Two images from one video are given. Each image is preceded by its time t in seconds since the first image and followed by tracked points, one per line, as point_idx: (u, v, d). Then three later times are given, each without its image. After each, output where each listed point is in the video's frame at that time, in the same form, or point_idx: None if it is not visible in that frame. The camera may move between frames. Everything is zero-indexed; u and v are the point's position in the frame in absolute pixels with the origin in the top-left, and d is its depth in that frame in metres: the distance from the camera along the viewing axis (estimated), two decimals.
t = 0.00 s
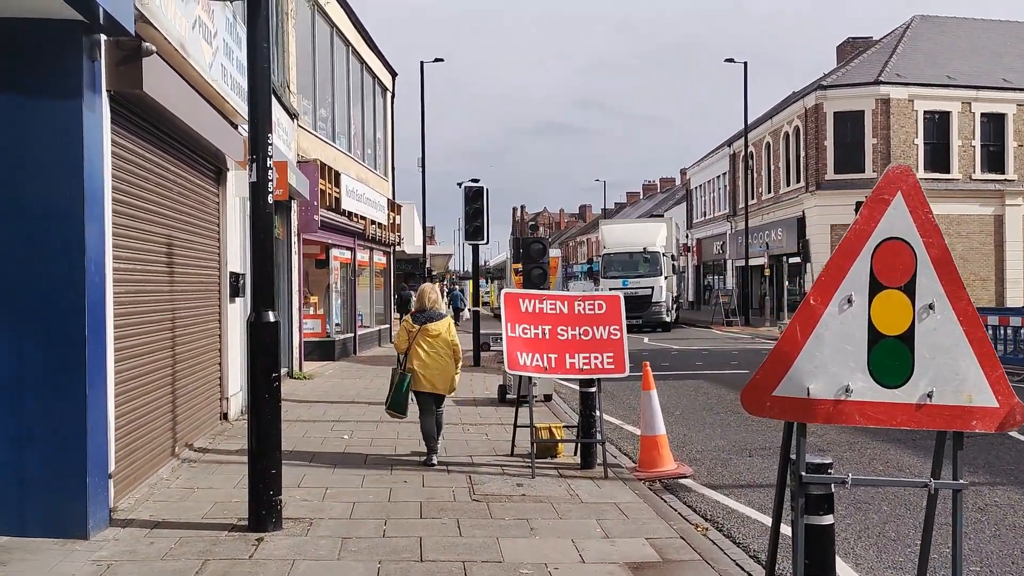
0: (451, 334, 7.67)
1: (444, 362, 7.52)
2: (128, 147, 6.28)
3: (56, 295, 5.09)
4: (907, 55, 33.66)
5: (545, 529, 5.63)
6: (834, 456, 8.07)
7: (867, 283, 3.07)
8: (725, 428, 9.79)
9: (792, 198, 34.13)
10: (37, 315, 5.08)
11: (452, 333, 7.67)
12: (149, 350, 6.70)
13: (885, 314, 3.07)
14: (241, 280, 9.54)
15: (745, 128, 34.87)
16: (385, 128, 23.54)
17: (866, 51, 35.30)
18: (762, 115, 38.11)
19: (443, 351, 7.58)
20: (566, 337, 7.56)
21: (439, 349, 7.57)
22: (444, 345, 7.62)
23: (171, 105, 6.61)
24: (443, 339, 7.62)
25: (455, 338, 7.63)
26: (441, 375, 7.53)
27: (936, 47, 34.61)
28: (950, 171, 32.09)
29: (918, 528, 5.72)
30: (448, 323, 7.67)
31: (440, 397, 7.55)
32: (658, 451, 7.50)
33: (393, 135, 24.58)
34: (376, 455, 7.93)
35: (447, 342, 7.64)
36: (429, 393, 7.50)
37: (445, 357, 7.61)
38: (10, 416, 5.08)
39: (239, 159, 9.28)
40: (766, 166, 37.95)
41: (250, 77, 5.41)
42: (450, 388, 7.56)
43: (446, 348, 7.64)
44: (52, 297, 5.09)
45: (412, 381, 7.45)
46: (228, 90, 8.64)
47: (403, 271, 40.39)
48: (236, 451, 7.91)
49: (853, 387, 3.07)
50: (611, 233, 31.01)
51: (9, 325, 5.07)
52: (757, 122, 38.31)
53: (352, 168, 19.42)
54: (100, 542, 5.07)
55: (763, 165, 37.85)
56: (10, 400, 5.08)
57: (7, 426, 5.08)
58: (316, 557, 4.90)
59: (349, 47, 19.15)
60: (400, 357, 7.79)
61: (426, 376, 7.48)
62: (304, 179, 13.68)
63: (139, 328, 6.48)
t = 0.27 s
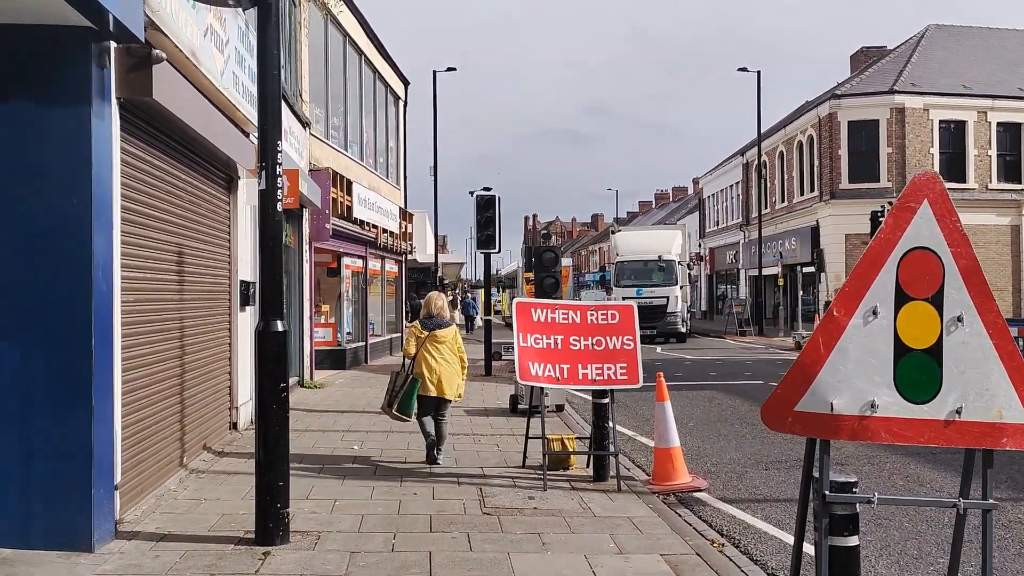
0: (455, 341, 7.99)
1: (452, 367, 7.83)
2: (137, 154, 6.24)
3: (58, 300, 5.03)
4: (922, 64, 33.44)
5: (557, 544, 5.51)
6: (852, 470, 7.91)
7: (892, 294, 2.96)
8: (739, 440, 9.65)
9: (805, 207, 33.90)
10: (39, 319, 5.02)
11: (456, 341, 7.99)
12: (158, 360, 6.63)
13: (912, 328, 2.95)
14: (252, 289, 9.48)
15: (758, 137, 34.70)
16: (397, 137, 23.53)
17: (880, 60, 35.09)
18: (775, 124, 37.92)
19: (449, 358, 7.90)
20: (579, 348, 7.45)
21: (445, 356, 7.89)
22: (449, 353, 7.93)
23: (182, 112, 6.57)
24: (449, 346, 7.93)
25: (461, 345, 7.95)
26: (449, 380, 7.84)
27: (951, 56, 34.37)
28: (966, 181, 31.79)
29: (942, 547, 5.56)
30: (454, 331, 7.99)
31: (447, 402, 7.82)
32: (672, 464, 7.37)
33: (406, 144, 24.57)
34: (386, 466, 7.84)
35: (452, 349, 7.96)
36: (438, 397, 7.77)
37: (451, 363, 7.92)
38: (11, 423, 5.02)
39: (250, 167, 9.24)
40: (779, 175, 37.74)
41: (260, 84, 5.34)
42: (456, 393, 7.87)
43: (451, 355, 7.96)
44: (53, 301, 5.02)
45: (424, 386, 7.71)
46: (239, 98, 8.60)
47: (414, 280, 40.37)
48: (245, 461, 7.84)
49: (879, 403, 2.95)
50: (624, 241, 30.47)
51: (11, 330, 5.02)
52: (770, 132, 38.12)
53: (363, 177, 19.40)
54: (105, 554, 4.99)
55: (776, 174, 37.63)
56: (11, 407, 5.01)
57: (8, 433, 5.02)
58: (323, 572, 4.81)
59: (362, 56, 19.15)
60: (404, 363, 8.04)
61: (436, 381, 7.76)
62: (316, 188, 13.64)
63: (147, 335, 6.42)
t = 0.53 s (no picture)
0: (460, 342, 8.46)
1: (457, 366, 8.31)
2: (150, 153, 6.19)
3: (58, 298, 4.98)
4: (940, 65, 33.11)
5: (571, 550, 5.42)
6: (872, 476, 7.77)
7: (923, 297, 2.85)
8: (755, 444, 9.52)
9: (821, 209, 33.64)
10: (39, 319, 4.98)
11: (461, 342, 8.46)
12: (169, 360, 6.58)
13: (943, 333, 2.85)
14: (264, 289, 9.43)
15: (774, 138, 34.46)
16: (411, 137, 23.49)
17: (898, 61, 34.79)
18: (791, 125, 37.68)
19: (455, 358, 8.38)
20: (593, 350, 7.35)
21: (451, 356, 8.35)
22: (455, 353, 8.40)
23: (194, 111, 6.52)
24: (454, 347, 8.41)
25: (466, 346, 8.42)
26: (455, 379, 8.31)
27: (969, 56, 34.02)
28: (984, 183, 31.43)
29: (966, 556, 5.43)
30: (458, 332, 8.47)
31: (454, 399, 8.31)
32: (688, 469, 7.26)
33: (419, 145, 24.54)
34: (398, 468, 7.75)
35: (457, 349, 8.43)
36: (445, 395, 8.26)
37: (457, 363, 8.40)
38: (12, 423, 4.98)
39: (263, 166, 9.19)
40: (795, 176, 37.48)
41: (273, 81, 5.28)
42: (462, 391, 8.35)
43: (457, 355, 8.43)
44: (52, 300, 4.98)
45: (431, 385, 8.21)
46: (252, 97, 8.55)
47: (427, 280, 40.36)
48: (256, 462, 7.78)
49: (909, 410, 2.84)
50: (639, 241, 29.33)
51: (11, 330, 4.98)
52: (786, 133, 37.87)
53: (377, 177, 19.37)
54: (115, 557, 4.94)
55: (792, 175, 37.39)
56: (16, 408, 4.97)
57: (9, 434, 4.98)
58: None
59: (376, 56, 19.11)
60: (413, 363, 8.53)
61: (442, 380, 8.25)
62: (330, 188, 13.60)
63: (159, 336, 6.38)
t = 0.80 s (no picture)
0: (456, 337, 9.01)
1: (453, 360, 8.84)
2: (154, 149, 6.10)
3: (58, 297, 4.90)
4: (949, 65, 32.91)
5: (582, 554, 5.31)
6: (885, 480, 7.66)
7: (955, 297, 2.75)
8: (766, 446, 9.41)
9: (829, 209, 33.46)
10: (39, 319, 4.90)
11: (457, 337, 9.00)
12: (174, 359, 6.50)
13: (975, 334, 2.74)
14: (269, 287, 9.35)
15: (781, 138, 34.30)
16: (417, 135, 23.41)
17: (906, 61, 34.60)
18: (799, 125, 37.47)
19: (451, 353, 8.92)
20: (603, 350, 7.25)
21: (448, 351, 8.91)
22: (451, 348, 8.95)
23: (200, 106, 6.43)
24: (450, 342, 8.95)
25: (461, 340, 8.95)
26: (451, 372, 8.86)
27: (978, 56, 33.82)
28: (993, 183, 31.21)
29: (984, 562, 5.31)
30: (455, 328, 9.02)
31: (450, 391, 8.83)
32: (698, 471, 7.15)
33: (425, 143, 24.43)
34: (404, 469, 7.66)
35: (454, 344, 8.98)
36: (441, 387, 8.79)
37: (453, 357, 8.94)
38: (12, 424, 4.90)
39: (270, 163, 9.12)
40: (802, 176, 37.30)
41: (281, 76, 5.19)
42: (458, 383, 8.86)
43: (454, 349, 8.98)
44: (52, 298, 4.90)
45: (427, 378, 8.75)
46: (259, 92, 8.47)
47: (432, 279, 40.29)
48: (262, 462, 7.70)
49: (939, 415, 2.75)
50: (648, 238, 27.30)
51: (10, 330, 4.91)
52: (794, 132, 37.70)
53: (383, 175, 19.29)
54: (119, 558, 4.86)
55: (799, 175, 37.16)
56: (18, 408, 4.90)
57: (8, 434, 4.90)
58: None
59: (382, 53, 19.03)
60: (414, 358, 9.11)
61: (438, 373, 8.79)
62: (336, 186, 13.52)
63: (164, 334, 6.30)
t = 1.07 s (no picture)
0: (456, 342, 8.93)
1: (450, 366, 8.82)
2: (155, 148, 5.99)
3: (57, 297, 4.79)
4: (946, 67, 32.91)
5: (592, 562, 5.21)
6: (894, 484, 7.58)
7: (992, 301, 2.64)
8: (771, 449, 9.34)
9: (826, 211, 33.43)
10: (39, 319, 4.79)
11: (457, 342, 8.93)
12: (175, 361, 6.38)
13: (1012, 340, 2.62)
14: (269, 290, 9.24)
15: (779, 139, 34.27)
16: (415, 137, 23.33)
17: (903, 63, 34.60)
18: (796, 126, 37.46)
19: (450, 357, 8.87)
20: (610, 354, 7.15)
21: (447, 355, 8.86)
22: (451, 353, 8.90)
23: (201, 105, 6.32)
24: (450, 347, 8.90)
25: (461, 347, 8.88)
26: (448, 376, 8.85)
27: (975, 58, 33.82)
28: (991, 185, 31.20)
29: (1000, 569, 5.22)
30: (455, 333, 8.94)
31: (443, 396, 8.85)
32: (707, 475, 7.06)
33: (423, 144, 24.32)
34: (408, 474, 7.55)
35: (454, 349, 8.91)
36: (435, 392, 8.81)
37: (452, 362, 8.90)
38: (11, 427, 4.79)
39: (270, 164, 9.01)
40: (800, 178, 37.29)
41: (286, 74, 5.08)
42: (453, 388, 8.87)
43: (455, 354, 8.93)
44: (52, 299, 4.79)
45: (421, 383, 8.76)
46: (260, 91, 8.36)
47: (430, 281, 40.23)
48: (264, 467, 7.59)
49: (977, 423, 2.65)
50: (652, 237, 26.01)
51: (10, 330, 4.79)
52: (791, 134, 37.69)
53: (382, 177, 19.18)
54: (119, 568, 4.74)
55: (796, 177, 37.14)
56: (17, 412, 4.78)
57: (7, 437, 4.79)
58: None
59: (381, 54, 18.92)
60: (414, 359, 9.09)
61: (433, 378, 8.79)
62: (336, 187, 13.41)
63: (165, 337, 6.18)
